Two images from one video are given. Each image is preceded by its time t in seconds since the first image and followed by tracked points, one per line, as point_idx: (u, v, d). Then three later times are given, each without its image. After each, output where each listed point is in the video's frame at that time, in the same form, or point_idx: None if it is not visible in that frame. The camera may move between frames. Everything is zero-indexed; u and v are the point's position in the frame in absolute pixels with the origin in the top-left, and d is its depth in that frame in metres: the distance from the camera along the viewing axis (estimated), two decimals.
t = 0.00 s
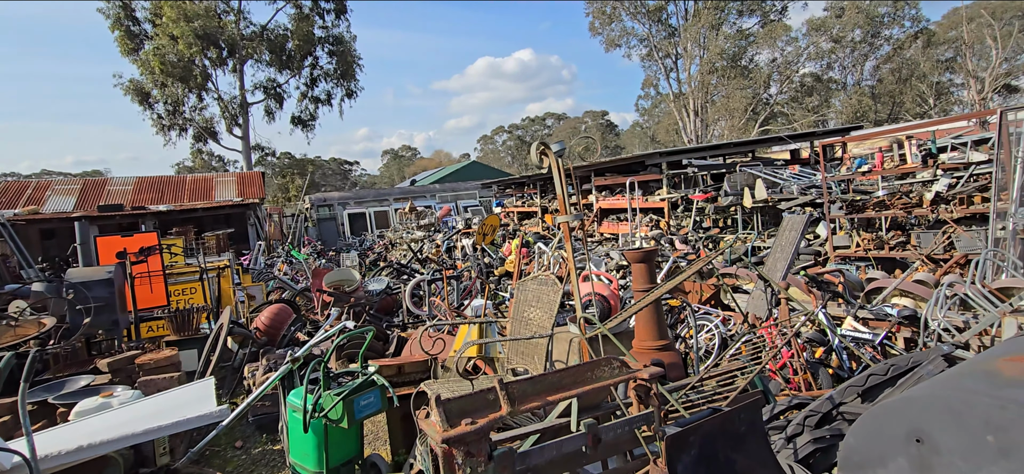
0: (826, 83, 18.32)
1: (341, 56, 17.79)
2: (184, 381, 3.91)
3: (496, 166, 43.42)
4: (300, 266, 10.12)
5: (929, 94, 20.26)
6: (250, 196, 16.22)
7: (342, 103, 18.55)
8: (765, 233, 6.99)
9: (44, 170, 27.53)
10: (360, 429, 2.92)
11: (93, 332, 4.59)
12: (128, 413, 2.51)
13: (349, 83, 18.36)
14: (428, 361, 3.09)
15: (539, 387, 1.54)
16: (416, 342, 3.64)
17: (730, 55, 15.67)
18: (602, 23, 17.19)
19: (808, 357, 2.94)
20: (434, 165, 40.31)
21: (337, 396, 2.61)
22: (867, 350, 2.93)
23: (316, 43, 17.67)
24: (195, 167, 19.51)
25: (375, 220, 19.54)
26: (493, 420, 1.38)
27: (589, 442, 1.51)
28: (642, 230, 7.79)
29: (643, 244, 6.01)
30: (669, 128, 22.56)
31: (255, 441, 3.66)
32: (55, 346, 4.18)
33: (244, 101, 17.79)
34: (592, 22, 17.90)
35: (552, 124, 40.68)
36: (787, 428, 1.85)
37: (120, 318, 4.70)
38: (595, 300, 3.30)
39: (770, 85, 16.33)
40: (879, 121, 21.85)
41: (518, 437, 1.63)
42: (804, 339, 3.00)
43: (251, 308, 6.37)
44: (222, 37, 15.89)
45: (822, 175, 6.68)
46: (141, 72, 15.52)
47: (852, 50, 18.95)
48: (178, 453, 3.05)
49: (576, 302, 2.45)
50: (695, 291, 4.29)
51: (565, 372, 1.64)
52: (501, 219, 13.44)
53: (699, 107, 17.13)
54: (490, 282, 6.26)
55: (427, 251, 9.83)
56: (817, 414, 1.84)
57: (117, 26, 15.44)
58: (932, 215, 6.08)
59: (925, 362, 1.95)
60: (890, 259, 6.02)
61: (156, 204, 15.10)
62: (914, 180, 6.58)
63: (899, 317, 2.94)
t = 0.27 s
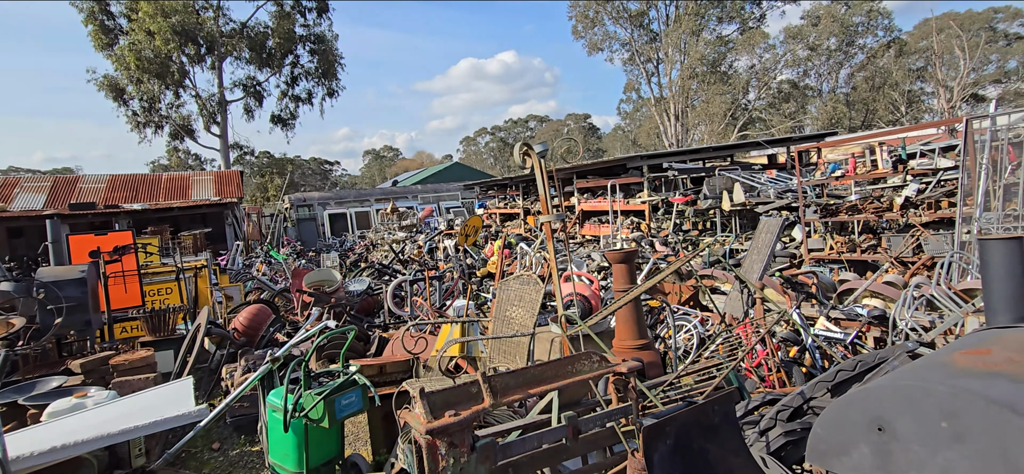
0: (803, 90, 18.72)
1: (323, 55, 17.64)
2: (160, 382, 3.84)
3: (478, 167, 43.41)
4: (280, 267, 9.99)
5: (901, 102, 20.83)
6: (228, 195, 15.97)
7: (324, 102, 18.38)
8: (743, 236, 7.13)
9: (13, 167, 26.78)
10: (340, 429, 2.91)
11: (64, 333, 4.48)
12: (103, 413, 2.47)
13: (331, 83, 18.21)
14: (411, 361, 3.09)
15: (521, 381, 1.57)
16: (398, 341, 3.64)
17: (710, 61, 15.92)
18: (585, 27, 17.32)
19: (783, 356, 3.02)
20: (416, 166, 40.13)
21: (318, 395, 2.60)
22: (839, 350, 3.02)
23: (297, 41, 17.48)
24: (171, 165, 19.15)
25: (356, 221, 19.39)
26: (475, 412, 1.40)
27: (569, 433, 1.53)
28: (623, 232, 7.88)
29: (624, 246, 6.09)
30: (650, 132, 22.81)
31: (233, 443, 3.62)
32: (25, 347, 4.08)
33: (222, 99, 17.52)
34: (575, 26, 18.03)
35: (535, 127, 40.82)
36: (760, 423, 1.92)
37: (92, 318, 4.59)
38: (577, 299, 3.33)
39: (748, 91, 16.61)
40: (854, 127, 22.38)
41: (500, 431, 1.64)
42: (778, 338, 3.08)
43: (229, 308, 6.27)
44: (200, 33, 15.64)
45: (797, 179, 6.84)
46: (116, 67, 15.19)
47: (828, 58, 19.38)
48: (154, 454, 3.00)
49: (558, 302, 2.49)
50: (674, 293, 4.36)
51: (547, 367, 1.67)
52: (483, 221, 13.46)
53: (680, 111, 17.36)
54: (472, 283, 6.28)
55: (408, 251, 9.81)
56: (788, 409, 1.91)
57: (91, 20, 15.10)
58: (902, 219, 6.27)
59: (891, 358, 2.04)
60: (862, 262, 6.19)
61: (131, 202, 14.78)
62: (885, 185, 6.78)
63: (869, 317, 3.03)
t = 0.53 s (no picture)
0: (799, 93, 18.79)
1: (320, 55, 17.61)
2: (157, 385, 3.83)
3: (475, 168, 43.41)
4: (277, 268, 9.96)
5: (896, 106, 20.96)
6: (224, 195, 15.92)
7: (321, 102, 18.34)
8: (740, 239, 7.15)
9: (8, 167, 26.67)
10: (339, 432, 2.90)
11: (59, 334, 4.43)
12: (100, 415, 2.46)
13: (328, 83, 18.18)
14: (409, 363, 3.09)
15: (525, 387, 1.57)
16: (396, 344, 3.63)
17: (707, 63, 15.96)
18: (582, 29, 17.35)
19: (781, 360, 3.03)
20: (413, 167, 40.08)
21: (317, 399, 2.58)
22: (837, 353, 3.04)
23: (294, 41, 17.44)
24: (167, 164, 19.07)
25: (353, 221, 19.37)
26: (480, 419, 1.41)
27: (573, 440, 1.53)
28: (621, 234, 7.89)
29: (621, 248, 6.10)
30: (647, 134, 22.86)
31: (230, 445, 3.61)
32: (18, 347, 4.04)
33: (219, 98, 17.47)
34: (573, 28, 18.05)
35: (532, 128, 40.85)
36: (761, 428, 1.93)
37: (88, 319, 4.55)
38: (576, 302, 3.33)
39: (745, 94, 16.67)
40: (850, 130, 22.48)
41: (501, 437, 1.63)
42: (776, 342, 3.09)
43: (226, 309, 6.25)
44: (197, 32, 15.59)
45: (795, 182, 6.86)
46: (112, 66, 15.11)
47: (824, 61, 19.45)
48: (151, 457, 2.98)
49: (558, 306, 2.49)
50: (672, 295, 4.37)
51: (550, 372, 1.67)
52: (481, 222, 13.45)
53: (677, 113, 17.39)
54: (470, 284, 6.27)
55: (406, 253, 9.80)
56: (790, 414, 1.91)
57: (86, 18, 15.02)
58: (899, 223, 6.30)
59: (891, 363, 2.04)
60: (859, 265, 6.22)
61: (126, 202, 14.72)
62: (883, 189, 6.81)
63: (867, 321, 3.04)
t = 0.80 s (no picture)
0: (812, 93, 18.62)
1: (332, 55, 17.72)
2: (172, 383, 3.87)
3: (484, 168, 43.44)
4: (288, 267, 10.04)
5: (911, 106, 20.71)
6: (237, 195, 16.06)
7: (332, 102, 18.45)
8: (752, 241, 7.11)
9: (24, 165, 27.11)
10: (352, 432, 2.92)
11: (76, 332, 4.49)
12: (118, 414, 2.48)
13: (339, 83, 18.28)
14: (423, 364, 3.11)
15: (545, 393, 1.57)
16: (408, 345, 3.64)
17: (718, 64, 15.86)
18: (593, 29, 17.30)
19: (795, 364, 3.01)
20: (423, 167, 40.19)
21: (331, 399, 2.61)
22: (852, 358, 3.01)
23: (306, 41, 17.55)
24: (180, 163, 19.28)
25: (363, 221, 19.47)
26: (501, 424, 1.41)
27: (592, 446, 1.53)
28: (631, 235, 7.88)
29: (632, 249, 6.08)
30: (657, 135, 22.77)
31: (243, 443, 3.65)
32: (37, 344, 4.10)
33: (231, 98, 17.62)
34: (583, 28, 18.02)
35: (541, 128, 40.81)
36: (778, 434, 1.92)
37: (104, 317, 4.61)
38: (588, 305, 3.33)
39: (757, 94, 16.55)
40: (863, 131, 22.26)
41: (516, 440, 1.67)
42: (791, 347, 3.07)
43: (239, 308, 6.31)
44: (211, 33, 15.74)
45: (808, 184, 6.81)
46: (127, 67, 15.30)
47: (838, 61, 19.22)
48: (167, 455, 3.02)
49: (571, 309, 2.48)
50: (684, 298, 4.35)
51: (569, 378, 1.67)
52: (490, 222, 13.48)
53: (688, 114, 17.29)
54: (480, 285, 6.28)
55: (416, 252, 9.83)
56: (807, 421, 1.90)
57: (102, 19, 15.21)
58: (914, 226, 6.23)
59: (910, 370, 2.03)
60: (873, 268, 6.16)
61: (140, 201, 14.89)
62: (898, 191, 6.73)
63: (883, 326, 3.02)
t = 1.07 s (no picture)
0: (835, 91, 18.27)
1: (351, 55, 17.89)
2: (198, 376, 3.96)
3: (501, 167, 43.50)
4: (308, 265, 10.18)
5: (938, 105, 20.22)
6: (258, 192, 16.32)
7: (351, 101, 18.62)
8: (774, 241, 7.01)
9: (53, 162, 27.84)
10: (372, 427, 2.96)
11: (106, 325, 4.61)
12: (148, 406, 2.55)
13: (358, 82, 18.45)
14: (442, 362, 3.13)
15: (570, 393, 1.57)
16: (427, 342, 3.67)
17: (739, 61, 15.66)
18: (611, 27, 17.20)
19: (819, 368, 2.97)
20: (440, 165, 40.38)
21: (353, 396, 2.65)
22: (878, 363, 2.96)
23: (326, 41, 17.74)
24: (203, 161, 19.64)
25: (382, 219, 19.63)
26: (529, 423, 1.41)
27: (617, 447, 1.53)
28: (650, 235, 7.82)
29: (651, 249, 6.04)
30: (676, 134, 22.56)
31: (267, 437, 3.72)
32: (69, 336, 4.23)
33: (254, 97, 17.89)
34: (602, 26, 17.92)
35: (558, 127, 40.71)
36: (803, 439, 1.91)
37: (133, 311, 4.72)
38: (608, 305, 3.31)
39: (779, 92, 16.30)
40: (888, 130, 21.79)
41: (538, 438, 1.71)
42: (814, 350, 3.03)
43: (261, 304, 6.41)
44: (234, 33, 16.00)
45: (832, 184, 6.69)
46: (153, 67, 15.63)
47: (863, 58, 18.79)
48: (194, 447, 3.08)
49: (593, 309, 2.47)
50: (704, 299, 4.31)
51: (596, 377, 1.68)
52: (508, 221, 13.50)
53: (707, 112, 17.10)
54: (498, 284, 6.29)
55: (433, 251, 9.89)
56: (833, 425, 1.88)
57: (130, 20, 15.55)
58: (942, 228, 6.09)
59: (940, 376, 1.99)
60: (899, 271, 6.04)
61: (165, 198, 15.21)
62: (925, 192, 6.59)
63: (910, 330, 2.96)
